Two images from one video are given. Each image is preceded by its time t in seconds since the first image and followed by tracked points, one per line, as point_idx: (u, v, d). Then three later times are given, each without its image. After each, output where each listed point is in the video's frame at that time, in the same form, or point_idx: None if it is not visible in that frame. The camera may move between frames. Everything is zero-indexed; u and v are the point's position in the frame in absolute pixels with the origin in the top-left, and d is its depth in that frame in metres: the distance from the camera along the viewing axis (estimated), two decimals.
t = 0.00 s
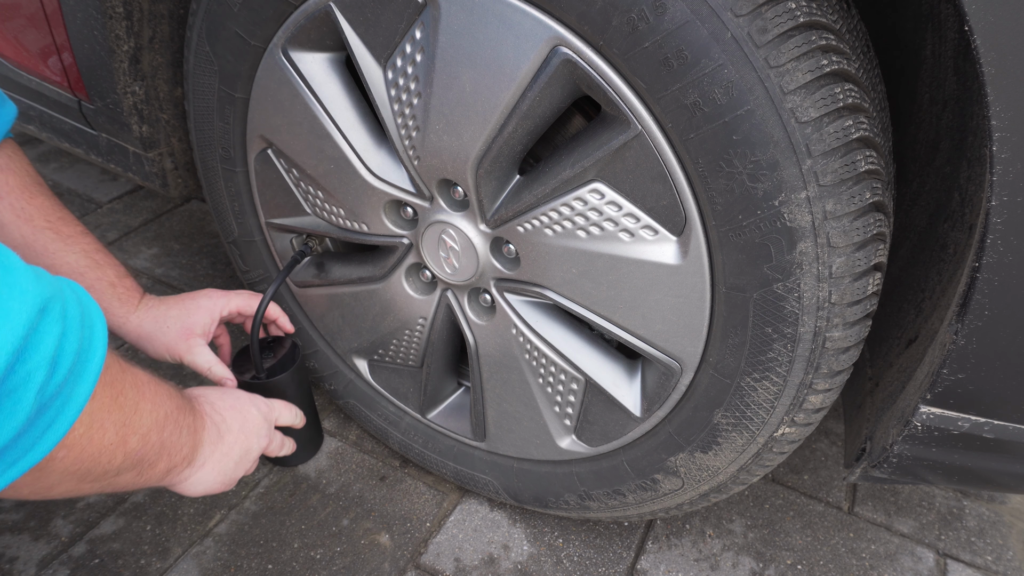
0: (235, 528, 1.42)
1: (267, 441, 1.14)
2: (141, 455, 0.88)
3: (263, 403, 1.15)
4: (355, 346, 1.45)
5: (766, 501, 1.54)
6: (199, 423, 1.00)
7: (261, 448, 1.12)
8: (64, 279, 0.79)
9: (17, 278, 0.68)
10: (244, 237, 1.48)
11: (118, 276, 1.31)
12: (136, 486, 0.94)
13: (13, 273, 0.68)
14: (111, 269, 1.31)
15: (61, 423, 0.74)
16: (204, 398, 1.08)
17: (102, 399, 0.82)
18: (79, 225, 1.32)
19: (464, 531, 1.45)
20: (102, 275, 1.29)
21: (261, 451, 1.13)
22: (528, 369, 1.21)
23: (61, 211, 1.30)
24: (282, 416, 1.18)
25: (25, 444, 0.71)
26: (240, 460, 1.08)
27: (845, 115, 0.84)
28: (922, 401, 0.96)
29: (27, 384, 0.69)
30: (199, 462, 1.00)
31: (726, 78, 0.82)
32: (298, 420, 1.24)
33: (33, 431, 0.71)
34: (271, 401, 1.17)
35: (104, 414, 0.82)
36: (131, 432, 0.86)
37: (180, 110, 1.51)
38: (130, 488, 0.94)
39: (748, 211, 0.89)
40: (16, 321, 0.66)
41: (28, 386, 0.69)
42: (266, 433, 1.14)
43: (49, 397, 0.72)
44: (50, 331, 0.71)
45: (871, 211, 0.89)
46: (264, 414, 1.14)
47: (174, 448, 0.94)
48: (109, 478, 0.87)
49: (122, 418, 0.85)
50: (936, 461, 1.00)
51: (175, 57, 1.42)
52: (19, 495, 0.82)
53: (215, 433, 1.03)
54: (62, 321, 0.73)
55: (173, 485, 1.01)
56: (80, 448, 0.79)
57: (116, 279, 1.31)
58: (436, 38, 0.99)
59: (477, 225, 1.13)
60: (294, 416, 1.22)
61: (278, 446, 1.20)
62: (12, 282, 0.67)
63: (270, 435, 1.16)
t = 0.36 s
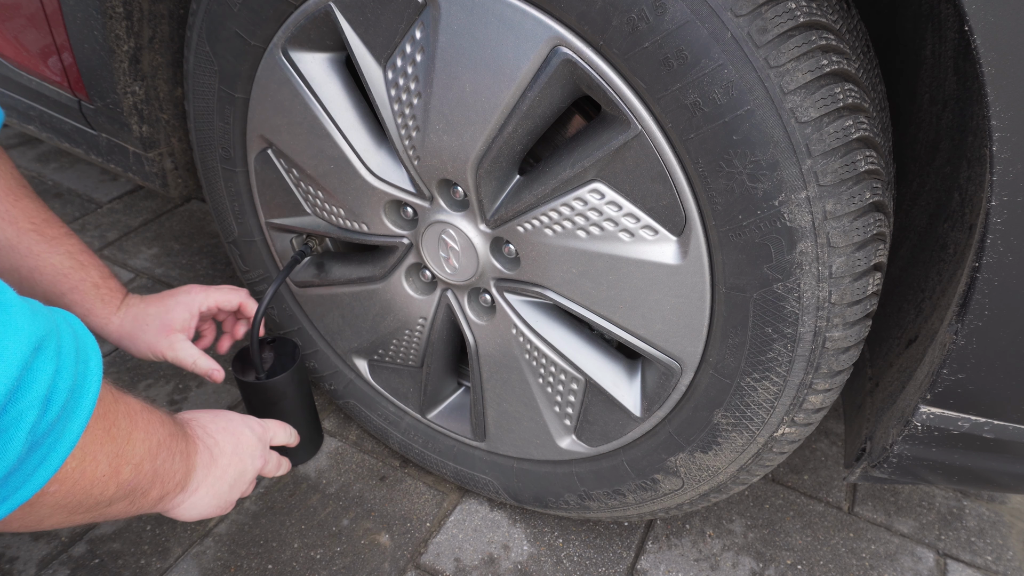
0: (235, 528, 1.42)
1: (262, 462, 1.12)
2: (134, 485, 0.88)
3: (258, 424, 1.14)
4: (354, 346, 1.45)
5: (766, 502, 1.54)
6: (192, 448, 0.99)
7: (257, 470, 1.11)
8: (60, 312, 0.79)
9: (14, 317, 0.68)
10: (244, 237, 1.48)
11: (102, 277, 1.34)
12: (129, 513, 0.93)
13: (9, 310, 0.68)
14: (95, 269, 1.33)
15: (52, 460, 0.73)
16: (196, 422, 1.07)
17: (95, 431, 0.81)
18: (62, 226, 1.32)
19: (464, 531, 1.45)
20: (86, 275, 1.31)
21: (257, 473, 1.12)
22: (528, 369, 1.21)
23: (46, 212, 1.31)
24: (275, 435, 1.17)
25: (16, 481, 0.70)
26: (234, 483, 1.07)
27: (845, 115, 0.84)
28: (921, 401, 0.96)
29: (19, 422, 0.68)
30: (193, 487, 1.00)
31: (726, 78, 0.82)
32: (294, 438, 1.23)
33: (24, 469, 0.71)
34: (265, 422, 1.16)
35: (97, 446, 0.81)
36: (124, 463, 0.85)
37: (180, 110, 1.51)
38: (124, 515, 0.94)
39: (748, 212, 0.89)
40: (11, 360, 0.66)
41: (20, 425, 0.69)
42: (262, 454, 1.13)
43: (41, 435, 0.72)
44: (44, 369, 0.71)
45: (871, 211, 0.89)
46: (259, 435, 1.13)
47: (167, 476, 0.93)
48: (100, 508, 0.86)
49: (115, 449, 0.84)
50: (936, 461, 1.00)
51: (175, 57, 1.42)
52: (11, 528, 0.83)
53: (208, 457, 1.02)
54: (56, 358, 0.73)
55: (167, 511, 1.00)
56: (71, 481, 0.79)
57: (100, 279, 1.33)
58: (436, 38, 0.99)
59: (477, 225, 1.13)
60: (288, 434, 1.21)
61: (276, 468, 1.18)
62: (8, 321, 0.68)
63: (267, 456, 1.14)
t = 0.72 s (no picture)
0: (235, 528, 1.42)
1: (260, 475, 1.12)
2: (133, 495, 0.88)
3: (256, 436, 1.14)
4: (354, 346, 1.45)
5: (766, 502, 1.54)
6: (191, 459, 0.99)
7: (255, 482, 1.11)
8: (62, 319, 0.79)
9: (19, 324, 0.68)
10: (244, 237, 1.48)
11: (67, 278, 1.35)
12: (126, 524, 0.93)
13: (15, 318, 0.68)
14: (60, 271, 1.34)
15: (55, 467, 0.73)
16: (195, 433, 1.07)
17: (97, 439, 0.81)
18: (33, 225, 1.35)
19: (464, 531, 1.45)
20: (51, 277, 1.32)
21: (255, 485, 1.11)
22: (528, 369, 1.21)
23: (17, 211, 1.33)
24: (274, 447, 1.17)
25: (19, 488, 0.70)
26: (232, 496, 1.07)
27: (845, 115, 0.84)
28: (921, 401, 0.96)
29: (24, 429, 0.68)
30: (190, 499, 0.99)
31: (726, 79, 0.82)
32: (294, 451, 1.23)
33: (27, 476, 0.71)
34: (263, 434, 1.16)
35: (98, 454, 0.81)
36: (124, 471, 0.85)
37: (180, 109, 1.51)
38: (121, 527, 0.93)
39: (748, 211, 0.89)
40: (17, 368, 0.66)
41: (24, 433, 0.68)
42: (261, 467, 1.12)
43: (45, 441, 0.72)
44: (49, 376, 0.71)
45: (871, 211, 0.89)
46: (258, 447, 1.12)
47: (165, 487, 0.93)
48: (99, 517, 0.86)
49: (115, 457, 0.84)
50: (936, 461, 1.00)
51: (175, 57, 1.42)
52: (9, 536, 0.82)
53: (207, 469, 1.02)
54: (60, 365, 0.73)
55: (164, 522, 1.00)
56: (72, 489, 0.79)
57: (65, 282, 1.34)
58: (436, 38, 0.99)
59: (477, 225, 1.13)
60: (287, 447, 1.21)
61: (275, 482, 1.17)
62: (14, 329, 0.68)
63: (265, 469, 1.14)
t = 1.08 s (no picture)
0: (235, 528, 1.42)
1: (262, 477, 1.11)
2: (134, 494, 0.87)
3: (258, 439, 1.14)
4: (354, 346, 1.45)
5: (766, 502, 1.54)
6: (191, 460, 0.99)
7: (257, 484, 1.11)
8: (64, 316, 0.79)
9: (20, 318, 0.69)
10: (244, 237, 1.48)
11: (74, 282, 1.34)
12: (127, 526, 0.92)
13: (16, 313, 0.69)
14: (68, 276, 1.33)
15: (55, 462, 0.73)
16: (195, 435, 1.07)
17: (97, 436, 0.81)
18: (41, 228, 1.34)
19: (464, 531, 1.45)
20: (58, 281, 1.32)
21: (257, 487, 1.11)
22: (528, 369, 1.21)
23: (24, 214, 1.33)
24: (275, 449, 1.16)
25: (20, 482, 0.70)
26: (234, 497, 1.06)
27: (845, 115, 0.84)
28: (921, 401, 0.96)
29: (25, 423, 0.68)
30: (191, 500, 0.99)
31: (726, 78, 0.82)
32: (295, 454, 1.23)
33: (27, 471, 0.70)
34: (265, 437, 1.16)
35: (97, 451, 0.81)
36: (124, 469, 0.85)
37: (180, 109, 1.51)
38: (121, 528, 0.93)
39: (748, 211, 0.89)
40: (17, 361, 0.67)
41: (25, 426, 0.68)
42: (262, 469, 1.12)
43: (45, 436, 0.71)
44: (49, 370, 0.71)
45: (871, 211, 0.89)
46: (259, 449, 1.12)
47: (166, 487, 0.93)
48: (100, 517, 0.86)
49: (115, 454, 0.84)
50: (936, 461, 1.00)
51: (175, 57, 1.42)
52: (10, 535, 0.82)
53: (207, 470, 1.02)
54: (60, 360, 0.73)
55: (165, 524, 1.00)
56: (72, 486, 0.79)
57: (72, 286, 1.33)
58: (436, 38, 0.99)
59: (477, 225, 1.13)
60: (289, 450, 1.21)
61: (276, 486, 1.17)
62: (15, 322, 0.68)
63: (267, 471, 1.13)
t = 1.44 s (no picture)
0: (235, 528, 1.42)
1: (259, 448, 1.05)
2: (138, 467, 0.83)
3: (252, 410, 1.07)
4: (354, 346, 1.45)
5: (766, 502, 1.54)
6: (185, 433, 0.93)
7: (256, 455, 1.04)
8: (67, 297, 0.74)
9: (32, 301, 0.64)
10: (244, 237, 1.48)
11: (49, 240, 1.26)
12: (127, 502, 0.87)
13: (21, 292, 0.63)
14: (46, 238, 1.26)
15: (65, 439, 0.68)
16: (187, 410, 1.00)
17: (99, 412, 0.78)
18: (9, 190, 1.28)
19: (464, 531, 1.45)
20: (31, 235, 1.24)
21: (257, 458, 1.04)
22: (528, 369, 1.21)
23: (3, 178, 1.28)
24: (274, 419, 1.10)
25: (30, 460, 0.65)
26: (233, 470, 1.00)
27: (845, 115, 0.84)
28: (922, 401, 0.96)
29: (35, 404, 0.64)
30: (189, 473, 0.93)
31: (726, 79, 0.82)
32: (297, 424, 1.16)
33: (37, 450, 0.66)
34: (260, 409, 1.09)
35: (101, 427, 0.78)
36: (128, 444, 0.81)
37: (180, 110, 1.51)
38: (120, 505, 0.87)
39: (748, 212, 0.89)
40: (31, 344, 0.63)
41: (37, 405, 0.64)
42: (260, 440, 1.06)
43: (55, 414, 0.67)
44: (60, 351, 0.67)
45: (871, 211, 0.89)
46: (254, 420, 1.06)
47: (165, 460, 0.88)
48: (104, 492, 0.81)
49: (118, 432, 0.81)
50: (936, 461, 1.00)
51: (175, 57, 1.42)
52: (17, 512, 0.76)
53: (202, 443, 0.95)
54: (71, 340, 0.68)
55: (166, 499, 0.93)
56: (80, 461, 0.75)
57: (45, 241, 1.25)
58: (437, 38, 0.99)
59: (477, 225, 1.13)
60: (291, 420, 1.13)
61: (285, 455, 1.10)
62: (26, 304, 0.64)
63: (267, 442, 1.07)
